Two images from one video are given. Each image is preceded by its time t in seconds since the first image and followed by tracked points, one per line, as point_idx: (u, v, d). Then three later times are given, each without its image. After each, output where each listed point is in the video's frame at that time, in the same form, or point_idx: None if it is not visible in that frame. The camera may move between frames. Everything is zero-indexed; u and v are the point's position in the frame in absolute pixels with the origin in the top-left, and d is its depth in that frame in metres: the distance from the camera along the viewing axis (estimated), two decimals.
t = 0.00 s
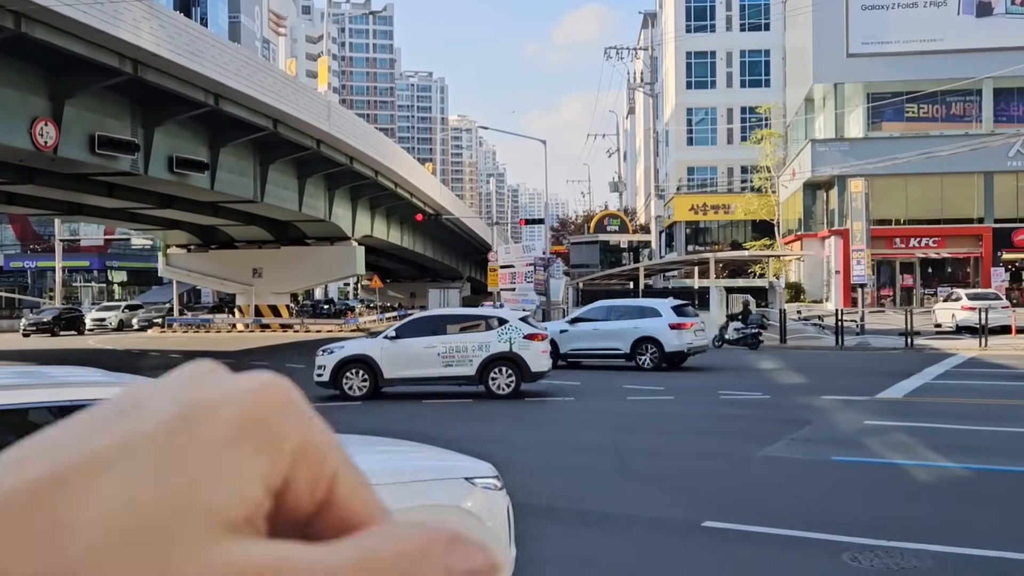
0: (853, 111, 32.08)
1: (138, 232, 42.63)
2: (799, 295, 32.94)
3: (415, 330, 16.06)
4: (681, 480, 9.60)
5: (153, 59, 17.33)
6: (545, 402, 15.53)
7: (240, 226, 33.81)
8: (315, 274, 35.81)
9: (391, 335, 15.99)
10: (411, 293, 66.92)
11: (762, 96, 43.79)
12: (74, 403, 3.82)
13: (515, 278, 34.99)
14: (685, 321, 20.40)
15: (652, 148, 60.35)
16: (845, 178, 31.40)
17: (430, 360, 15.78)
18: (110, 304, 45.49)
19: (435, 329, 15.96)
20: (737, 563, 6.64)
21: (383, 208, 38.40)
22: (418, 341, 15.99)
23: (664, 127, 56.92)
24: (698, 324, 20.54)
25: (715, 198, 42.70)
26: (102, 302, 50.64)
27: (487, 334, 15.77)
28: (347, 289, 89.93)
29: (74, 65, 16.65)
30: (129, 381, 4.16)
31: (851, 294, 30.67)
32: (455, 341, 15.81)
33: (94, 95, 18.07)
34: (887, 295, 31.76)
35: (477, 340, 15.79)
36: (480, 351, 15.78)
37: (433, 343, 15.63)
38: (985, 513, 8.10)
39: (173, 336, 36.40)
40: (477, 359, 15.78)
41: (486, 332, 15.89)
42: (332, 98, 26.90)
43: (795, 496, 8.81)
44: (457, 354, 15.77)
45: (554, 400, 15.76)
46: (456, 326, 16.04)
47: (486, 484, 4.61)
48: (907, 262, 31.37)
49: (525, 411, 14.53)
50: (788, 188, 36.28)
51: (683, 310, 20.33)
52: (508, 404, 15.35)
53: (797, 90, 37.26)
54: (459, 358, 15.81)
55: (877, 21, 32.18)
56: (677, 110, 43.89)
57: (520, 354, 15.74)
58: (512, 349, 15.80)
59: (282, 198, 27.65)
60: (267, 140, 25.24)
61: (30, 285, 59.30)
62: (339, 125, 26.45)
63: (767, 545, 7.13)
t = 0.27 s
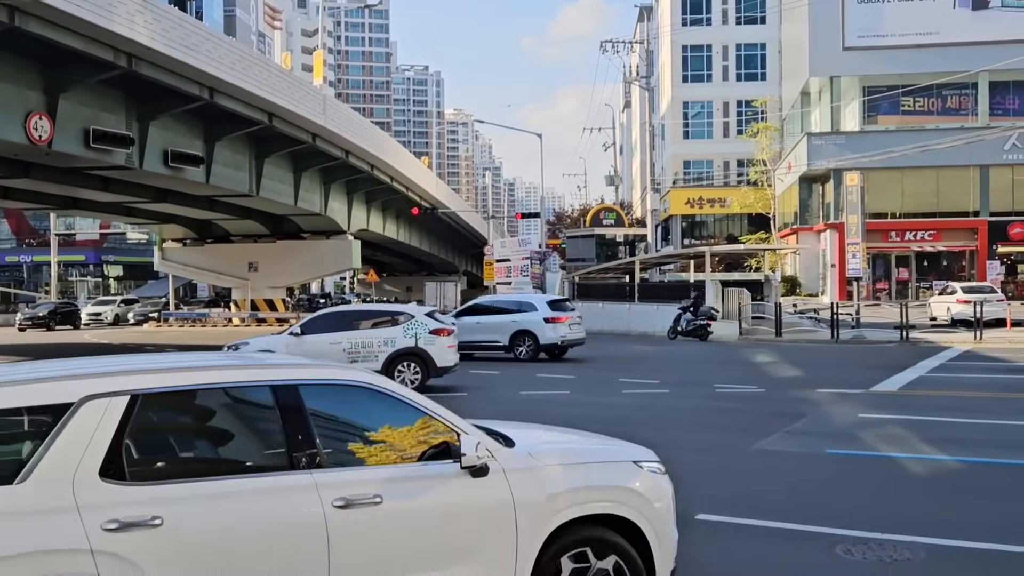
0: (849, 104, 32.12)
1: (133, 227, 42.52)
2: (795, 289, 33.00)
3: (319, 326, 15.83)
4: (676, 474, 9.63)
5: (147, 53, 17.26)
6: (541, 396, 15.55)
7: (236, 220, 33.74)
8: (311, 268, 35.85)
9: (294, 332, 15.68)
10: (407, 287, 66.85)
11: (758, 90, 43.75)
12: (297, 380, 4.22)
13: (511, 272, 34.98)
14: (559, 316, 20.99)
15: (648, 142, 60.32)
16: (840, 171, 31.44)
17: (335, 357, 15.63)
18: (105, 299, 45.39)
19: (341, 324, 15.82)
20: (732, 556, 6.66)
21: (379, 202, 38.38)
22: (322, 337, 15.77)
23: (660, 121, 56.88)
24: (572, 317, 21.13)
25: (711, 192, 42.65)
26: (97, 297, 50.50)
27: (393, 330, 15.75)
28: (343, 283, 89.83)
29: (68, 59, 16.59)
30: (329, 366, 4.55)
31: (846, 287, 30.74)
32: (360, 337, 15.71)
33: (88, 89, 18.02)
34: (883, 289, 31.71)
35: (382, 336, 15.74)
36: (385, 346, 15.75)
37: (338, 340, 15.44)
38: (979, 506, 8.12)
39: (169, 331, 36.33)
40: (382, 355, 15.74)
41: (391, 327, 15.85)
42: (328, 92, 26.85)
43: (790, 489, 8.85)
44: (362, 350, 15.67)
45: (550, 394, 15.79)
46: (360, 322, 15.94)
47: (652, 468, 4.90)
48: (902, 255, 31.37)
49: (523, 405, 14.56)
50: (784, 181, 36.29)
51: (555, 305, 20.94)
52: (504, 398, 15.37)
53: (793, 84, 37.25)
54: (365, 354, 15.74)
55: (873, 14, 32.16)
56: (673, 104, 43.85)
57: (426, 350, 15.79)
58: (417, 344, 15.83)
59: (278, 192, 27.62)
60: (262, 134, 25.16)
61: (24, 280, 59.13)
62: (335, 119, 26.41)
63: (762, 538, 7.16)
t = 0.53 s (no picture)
0: (842, 101, 32.07)
1: (127, 223, 42.52)
2: (787, 285, 33.18)
3: (221, 324, 16.44)
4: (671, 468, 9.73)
5: (141, 49, 17.27)
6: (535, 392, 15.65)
7: (230, 217, 33.73)
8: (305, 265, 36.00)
9: (197, 330, 16.08)
10: (402, 283, 66.86)
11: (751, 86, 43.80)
12: (494, 367, 4.67)
13: (505, 268, 34.99)
14: (443, 312, 23.51)
15: (642, 138, 60.43)
16: (833, 168, 31.48)
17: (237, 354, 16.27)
18: (100, 296, 45.40)
19: (243, 322, 16.59)
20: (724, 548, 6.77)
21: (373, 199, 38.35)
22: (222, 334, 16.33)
23: (654, 118, 57.03)
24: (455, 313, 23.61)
25: (704, 188, 42.77)
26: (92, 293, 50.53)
27: (295, 328, 16.92)
28: (337, 280, 89.70)
29: (61, 55, 16.58)
30: (527, 353, 4.96)
31: (839, 283, 30.89)
32: (262, 335, 16.61)
33: (81, 86, 18.02)
34: (875, 284, 31.88)
35: (282, 334, 16.76)
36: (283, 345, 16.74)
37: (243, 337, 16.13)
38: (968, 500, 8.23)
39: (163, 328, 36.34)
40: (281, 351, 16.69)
41: (291, 326, 17.02)
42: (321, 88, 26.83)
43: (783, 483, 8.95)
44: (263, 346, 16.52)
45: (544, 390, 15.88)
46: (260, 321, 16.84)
47: (826, 456, 5.09)
48: (894, 252, 31.58)
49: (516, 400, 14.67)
50: (777, 177, 36.46)
51: (439, 302, 23.46)
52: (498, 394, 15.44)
53: (786, 80, 37.37)
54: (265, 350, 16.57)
55: (866, 10, 32.23)
56: (666, 101, 43.87)
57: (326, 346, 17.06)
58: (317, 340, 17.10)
59: (272, 188, 27.62)
60: (256, 130, 25.17)
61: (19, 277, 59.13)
62: (329, 115, 26.42)
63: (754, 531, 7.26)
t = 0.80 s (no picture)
0: (841, 98, 32.20)
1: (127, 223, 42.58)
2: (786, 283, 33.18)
3: (120, 327, 15.28)
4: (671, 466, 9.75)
5: (139, 48, 17.28)
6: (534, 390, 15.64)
7: (229, 216, 33.74)
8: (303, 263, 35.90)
9: (93, 333, 15.11)
10: (401, 282, 66.84)
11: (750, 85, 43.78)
12: (696, 356, 4.80)
13: (504, 266, 34.93)
14: (344, 310, 23.87)
15: (641, 137, 60.41)
16: (832, 166, 31.46)
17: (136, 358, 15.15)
18: (100, 295, 45.45)
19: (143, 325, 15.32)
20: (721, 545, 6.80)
21: (373, 197, 38.32)
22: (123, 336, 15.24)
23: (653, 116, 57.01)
24: (356, 312, 23.97)
25: (704, 186, 42.75)
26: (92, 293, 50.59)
27: (195, 331, 15.43)
28: (336, 279, 89.67)
29: (58, 55, 16.59)
30: (721, 343, 5.07)
31: (838, 281, 30.88)
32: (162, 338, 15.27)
33: (79, 85, 18.03)
34: (875, 282, 32.01)
35: (183, 337, 15.40)
36: (187, 347, 15.42)
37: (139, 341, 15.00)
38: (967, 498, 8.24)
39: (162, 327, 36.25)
40: (184, 355, 15.39)
41: (194, 328, 15.53)
42: (320, 87, 26.81)
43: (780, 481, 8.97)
44: (164, 351, 15.26)
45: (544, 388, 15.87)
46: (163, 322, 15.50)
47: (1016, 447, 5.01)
48: (894, 249, 31.58)
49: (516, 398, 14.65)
50: (776, 175, 36.47)
51: (341, 300, 23.83)
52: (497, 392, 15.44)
53: (784, 78, 37.35)
54: (167, 355, 15.33)
55: (864, 8, 32.19)
56: (665, 99, 43.87)
57: (230, 350, 15.57)
58: (220, 344, 15.58)
59: (271, 187, 27.61)
60: (254, 129, 25.16)
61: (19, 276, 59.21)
62: (328, 114, 26.40)
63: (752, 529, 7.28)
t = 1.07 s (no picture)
0: (848, 97, 32.14)
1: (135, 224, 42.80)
2: (794, 281, 33.03)
3: (28, 331, 15.03)
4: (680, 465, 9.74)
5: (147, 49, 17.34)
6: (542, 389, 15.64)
7: (237, 216, 33.83)
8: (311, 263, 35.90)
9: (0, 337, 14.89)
10: (409, 282, 66.90)
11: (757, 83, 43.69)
12: (914, 349, 4.80)
13: (513, 266, 34.93)
14: (262, 311, 24.16)
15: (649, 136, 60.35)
16: (840, 164, 31.40)
17: (44, 362, 14.88)
18: (108, 295, 45.68)
19: (52, 330, 15.05)
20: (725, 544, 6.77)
21: (381, 197, 38.40)
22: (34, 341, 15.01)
23: (660, 116, 56.97)
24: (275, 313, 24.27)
25: (711, 185, 42.66)
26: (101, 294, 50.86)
27: (103, 334, 15.06)
28: (344, 278, 89.81)
29: (67, 56, 16.68)
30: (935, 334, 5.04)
31: (846, 279, 30.78)
32: (68, 343, 14.95)
33: (88, 86, 18.12)
34: (883, 281, 31.88)
35: (92, 340, 15.06)
36: (97, 352, 15.07)
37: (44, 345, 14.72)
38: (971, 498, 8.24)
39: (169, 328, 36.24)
40: (92, 359, 15.04)
41: (103, 332, 15.18)
42: (328, 88, 26.86)
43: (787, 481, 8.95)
44: (71, 355, 14.95)
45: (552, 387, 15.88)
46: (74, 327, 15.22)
47: None
48: (902, 248, 31.47)
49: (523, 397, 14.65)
50: (784, 174, 36.40)
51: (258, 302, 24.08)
52: (504, 391, 15.44)
53: (792, 77, 37.24)
54: (76, 359, 15.02)
55: (872, 6, 32.06)
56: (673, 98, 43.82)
57: (139, 354, 15.19)
58: (130, 348, 15.18)
59: (279, 187, 27.69)
60: (262, 130, 25.22)
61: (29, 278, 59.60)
62: (335, 114, 26.46)
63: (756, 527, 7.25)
